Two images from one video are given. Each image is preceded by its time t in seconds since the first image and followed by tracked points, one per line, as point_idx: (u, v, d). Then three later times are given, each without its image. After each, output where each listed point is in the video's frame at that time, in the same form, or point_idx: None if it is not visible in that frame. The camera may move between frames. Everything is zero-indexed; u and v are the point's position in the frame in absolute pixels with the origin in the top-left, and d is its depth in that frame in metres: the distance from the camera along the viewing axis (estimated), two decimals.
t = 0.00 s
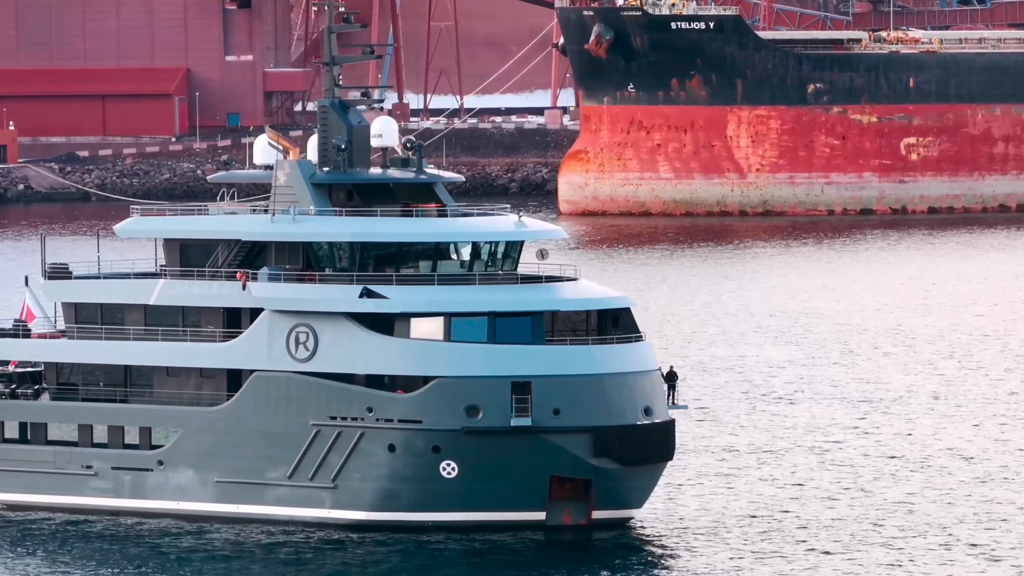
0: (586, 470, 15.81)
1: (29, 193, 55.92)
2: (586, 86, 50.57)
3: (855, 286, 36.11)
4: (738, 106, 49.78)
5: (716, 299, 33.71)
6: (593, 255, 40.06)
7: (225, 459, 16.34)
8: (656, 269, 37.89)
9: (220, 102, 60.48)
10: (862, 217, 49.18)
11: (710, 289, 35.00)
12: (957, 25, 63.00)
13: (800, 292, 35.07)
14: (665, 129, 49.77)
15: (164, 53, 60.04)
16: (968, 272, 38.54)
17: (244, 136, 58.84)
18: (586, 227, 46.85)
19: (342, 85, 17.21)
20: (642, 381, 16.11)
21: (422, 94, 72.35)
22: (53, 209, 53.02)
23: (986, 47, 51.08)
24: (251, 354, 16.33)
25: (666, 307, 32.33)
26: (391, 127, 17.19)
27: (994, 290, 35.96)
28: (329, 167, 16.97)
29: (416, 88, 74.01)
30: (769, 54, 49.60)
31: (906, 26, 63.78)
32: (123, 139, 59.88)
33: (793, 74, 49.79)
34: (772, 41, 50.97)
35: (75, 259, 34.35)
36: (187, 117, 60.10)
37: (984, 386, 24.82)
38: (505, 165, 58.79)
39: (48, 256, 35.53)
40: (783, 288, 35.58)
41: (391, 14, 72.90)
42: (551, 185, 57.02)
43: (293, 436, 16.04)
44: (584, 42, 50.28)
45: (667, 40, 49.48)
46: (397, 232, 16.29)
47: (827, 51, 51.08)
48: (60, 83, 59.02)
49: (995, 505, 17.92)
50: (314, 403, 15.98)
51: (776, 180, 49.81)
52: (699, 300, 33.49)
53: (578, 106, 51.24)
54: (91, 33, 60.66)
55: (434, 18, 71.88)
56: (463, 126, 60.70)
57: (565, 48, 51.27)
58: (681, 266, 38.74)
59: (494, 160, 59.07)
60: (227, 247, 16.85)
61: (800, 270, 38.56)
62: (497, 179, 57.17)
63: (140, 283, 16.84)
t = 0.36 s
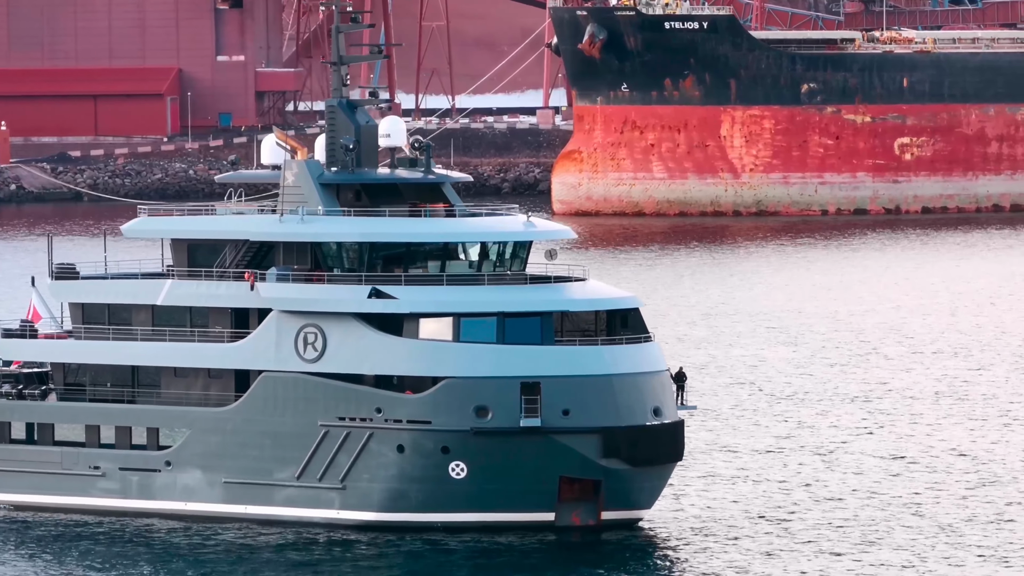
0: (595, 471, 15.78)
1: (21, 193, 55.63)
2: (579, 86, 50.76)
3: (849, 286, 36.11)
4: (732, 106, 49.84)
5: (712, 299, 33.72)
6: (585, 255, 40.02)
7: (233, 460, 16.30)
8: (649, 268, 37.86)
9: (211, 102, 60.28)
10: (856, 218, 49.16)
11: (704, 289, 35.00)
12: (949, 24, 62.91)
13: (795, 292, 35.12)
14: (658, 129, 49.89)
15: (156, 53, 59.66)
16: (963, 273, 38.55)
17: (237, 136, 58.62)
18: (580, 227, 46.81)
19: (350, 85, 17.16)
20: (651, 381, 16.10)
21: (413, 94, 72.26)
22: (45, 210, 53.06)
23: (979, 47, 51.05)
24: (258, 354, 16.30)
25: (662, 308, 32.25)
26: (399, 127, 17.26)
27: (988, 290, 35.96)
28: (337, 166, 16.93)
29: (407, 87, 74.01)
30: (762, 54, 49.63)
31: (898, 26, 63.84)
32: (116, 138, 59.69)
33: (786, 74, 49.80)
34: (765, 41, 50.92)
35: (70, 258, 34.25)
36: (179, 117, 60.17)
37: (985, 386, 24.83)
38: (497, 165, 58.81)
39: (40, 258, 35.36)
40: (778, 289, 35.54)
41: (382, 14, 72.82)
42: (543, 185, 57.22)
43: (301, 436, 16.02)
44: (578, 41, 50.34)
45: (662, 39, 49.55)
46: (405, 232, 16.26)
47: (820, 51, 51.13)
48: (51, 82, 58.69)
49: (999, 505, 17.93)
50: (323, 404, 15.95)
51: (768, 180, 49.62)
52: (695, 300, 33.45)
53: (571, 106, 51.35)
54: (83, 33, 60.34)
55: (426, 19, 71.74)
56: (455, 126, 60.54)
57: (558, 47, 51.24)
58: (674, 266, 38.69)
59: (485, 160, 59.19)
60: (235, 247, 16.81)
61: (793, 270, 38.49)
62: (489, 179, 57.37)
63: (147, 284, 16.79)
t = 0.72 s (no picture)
0: (605, 472, 15.77)
1: (13, 193, 55.61)
2: (573, 86, 50.41)
3: (844, 286, 36.07)
4: (726, 106, 49.74)
5: (709, 300, 33.62)
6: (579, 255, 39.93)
7: (242, 460, 16.28)
8: (643, 267, 37.78)
9: (203, 101, 59.85)
10: (850, 218, 49.37)
11: (700, 289, 34.98)
12: (942, 24, 62.98)
13: (793, 293, 35.00)
14: (653, 129, 49.71)
15: (149, 53, 59.52)
16: (957, 272, 38.58)
17: (231, 135, 58.23)
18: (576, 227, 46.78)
19: (359, 84, 17.13)
20: (660, 382, 16.07)
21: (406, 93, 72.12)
22: (37, 210, 52.92)
23: (974, 47, 51.17)
24: (267, 354, 16.27)
25: (660, 308, 32.12)
26: (409, 127, 17.15)
27: (982, 290, 36.00)
28: (346, 166, 16.89)
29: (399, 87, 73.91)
30: (757, 54, 49.65)
31: (891, 26, 63.88)
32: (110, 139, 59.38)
33: (780, 74, 49.86)
34: (759, 40, 50.95)
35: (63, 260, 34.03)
36: (171, 117, 59.86)
37: (984, 386, 24.86)
38: (491, 165, 58.70)
39: (32, 259, 35.15)
40: (776, 289, 35.41)
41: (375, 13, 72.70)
42: (536, 185, 57.18)
43: (310, 436, 15.99)
44: (572, 41, 50.16)
45: (655, 39, 49.45)
46: (415, 232, 16.23)
47: (814, 50, 51.16)
48: (44, 81, 58.41)
49: (1004, 505, 17.93)
50: (332, 404, 15.93)
51: (763, 180, 49.79)
52: (694, 300, 33.32)
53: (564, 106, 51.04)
54: (77, 33, 60.07)
55: (419, 18, 71.60)
56: (448, 125, 60.45)
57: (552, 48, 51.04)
58: (667, 265, 38.63)
59: (479, 160, 59.07)
60: (244, 247, 16.78)
61: (790, 271, 38.35)
62: (482, 180, 57.33)
63: (155, 284, 16.76)
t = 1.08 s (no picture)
0: (622, 473, 15.73)
1: (12, 193, 55.30)
2: (575, 86, 50.40)
3: (846, 286, 35.98)
4: (728, 106, 49.74)
5: (712, 300, 33.53)
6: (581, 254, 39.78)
7: (257, 461, 16.24)
8: (644, 265, 37.63)
9: (202, 102, 59.81)
10: (852, 218, 49.27)
11: (702, 288, 34.88)
12: (942, 24, 62.85)
13: (796, 293, 34.91)
14: (654, 129, 49.73)
15: (148, 53, 59.51)
16: (959, 272, 38.48)
17: (231, 135, 58.06)
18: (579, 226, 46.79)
19: (374, 85, 17.12)
20: (677, 382, 16.02)
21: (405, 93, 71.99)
22: (36, 210, 52.81)
23: (976, 47, 51.15)
24: (283, 355, 16.25)
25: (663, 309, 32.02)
26: (423, 126, 17.19)
27: (985, 289, 35.93)
28: (362, 166, 16.85)
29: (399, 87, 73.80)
30: (759, 54, 49.60)
31: (891, 26, 63.73)
32: (110, 139, 59.09)
33: (782, 74, 49.80)
34: (761, 40, 50.90)
35: (62, 264, 33.82)
36: (171, 117, 59.71)
37: (991, 386, 24.81)
38: (491, 165, 58.58)
39: (31, 261, 34.94)
40: (779, 289, 35.30)
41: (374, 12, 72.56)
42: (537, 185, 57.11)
43: (326, 437, 15.96)
44: (574, 41, 50.14)
45: (656, 39, 49.43)
46: (431, 232, 16.20)
47: (816, 50, 51.08)
48: (43, 81, 58.44)
49: (1017, 506, 17.88)
50: (348, 404, 15.90)
51: (765, 180, 49.72)
52: (697, 301, 33.19)
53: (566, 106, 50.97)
54: (75, 33, 60.16)
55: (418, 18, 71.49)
56: (448, 125, 60.31)
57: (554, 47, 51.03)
58: (667, 264, 38.49)
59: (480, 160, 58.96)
60: (260, 247, 16.76)
61: (790, 272, 38.20)
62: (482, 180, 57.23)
63: (170, 285, 16.73)
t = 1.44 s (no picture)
0: (634, 474, 15.70)
1: (9, 194, 55.11)
2: (572, 88, 50.42)
3: (844, 287, 36.02)
4: (726, 107, 49.61)
5: (711, 300, 33.49)
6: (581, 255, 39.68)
7: (269, 462, 16.21)
8: (641, 264, 37.60)
9: (200, 103, 59.81)
10: (851, 218, 49.45)
11: (700, 288, 34.83)
12: (938, 25, 62.92)
13: (796, 294, 34.86)
14: (652, 130, 49.51)
15: (145, 53, 59.17)
16: (957, 273, 38.54)
17: (228, 136, 58.06)
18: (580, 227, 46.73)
19: (385, 85, 17.08)
20: (690, 383, 15.99)
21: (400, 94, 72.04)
22: (33, 211, 52.75)
23: (974, 48, 51.48)
24: (294, 356, 16.22)
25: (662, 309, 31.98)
26: (435, 127, 16.90)
27: (982, 289, 36.03)
28: (374, 167, 16.82)
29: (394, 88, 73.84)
30: (757, 54, 49.46)
31: (886, 27, 63.92)
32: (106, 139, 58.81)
33: (780, 74, 49.76)
34: (759, 41, 50.86)
35: (57, 268, 33.68)
36: (167, 118, 59.49)
37: (994, 387, 24.79)
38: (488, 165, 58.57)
39: (26, 263, 34.84)
40: (777, 290, 35.28)
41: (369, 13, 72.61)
42: (535, 186, 57.09)
43: (338, 438, 15.93)
44: (572, 42, 49.82)
45: (655, 40, 49.14)
46: (443, 233, 16.16)
47: (815, 51, 51.16)
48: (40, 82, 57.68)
49: None
50: (360, 405, 15.88)
51: (763, 181, 49.73)
52: (697, 301, 33.14)
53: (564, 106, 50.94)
54: (72, 34, 59.84)
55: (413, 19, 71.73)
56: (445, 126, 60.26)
57: (552, 47, 50.79)
58: (663, 264, 38.47)
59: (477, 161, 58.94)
60: (271, 248, 16.74)
61: (789, 273, 38.08)
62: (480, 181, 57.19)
63: (181, 285, 16.71)
